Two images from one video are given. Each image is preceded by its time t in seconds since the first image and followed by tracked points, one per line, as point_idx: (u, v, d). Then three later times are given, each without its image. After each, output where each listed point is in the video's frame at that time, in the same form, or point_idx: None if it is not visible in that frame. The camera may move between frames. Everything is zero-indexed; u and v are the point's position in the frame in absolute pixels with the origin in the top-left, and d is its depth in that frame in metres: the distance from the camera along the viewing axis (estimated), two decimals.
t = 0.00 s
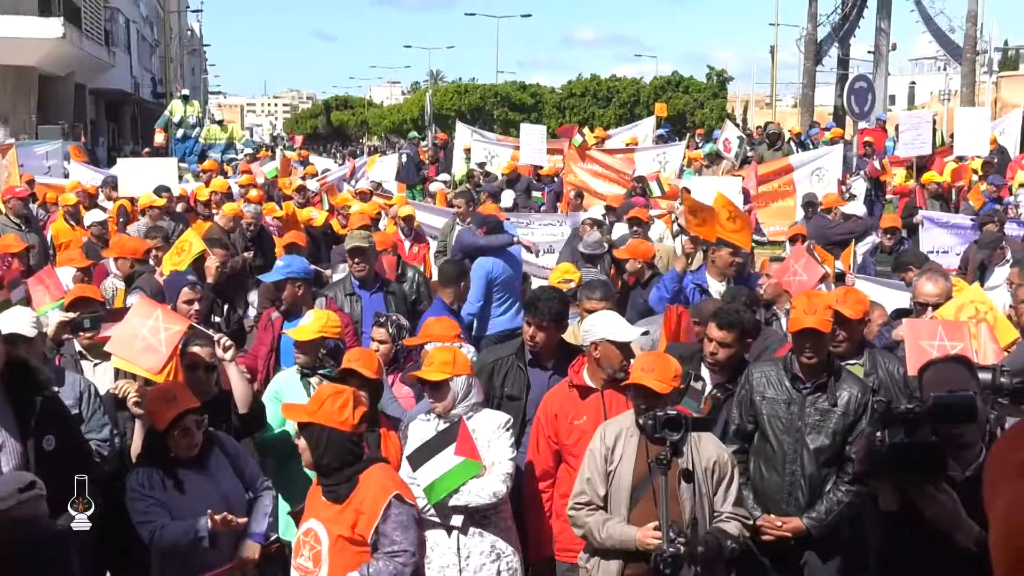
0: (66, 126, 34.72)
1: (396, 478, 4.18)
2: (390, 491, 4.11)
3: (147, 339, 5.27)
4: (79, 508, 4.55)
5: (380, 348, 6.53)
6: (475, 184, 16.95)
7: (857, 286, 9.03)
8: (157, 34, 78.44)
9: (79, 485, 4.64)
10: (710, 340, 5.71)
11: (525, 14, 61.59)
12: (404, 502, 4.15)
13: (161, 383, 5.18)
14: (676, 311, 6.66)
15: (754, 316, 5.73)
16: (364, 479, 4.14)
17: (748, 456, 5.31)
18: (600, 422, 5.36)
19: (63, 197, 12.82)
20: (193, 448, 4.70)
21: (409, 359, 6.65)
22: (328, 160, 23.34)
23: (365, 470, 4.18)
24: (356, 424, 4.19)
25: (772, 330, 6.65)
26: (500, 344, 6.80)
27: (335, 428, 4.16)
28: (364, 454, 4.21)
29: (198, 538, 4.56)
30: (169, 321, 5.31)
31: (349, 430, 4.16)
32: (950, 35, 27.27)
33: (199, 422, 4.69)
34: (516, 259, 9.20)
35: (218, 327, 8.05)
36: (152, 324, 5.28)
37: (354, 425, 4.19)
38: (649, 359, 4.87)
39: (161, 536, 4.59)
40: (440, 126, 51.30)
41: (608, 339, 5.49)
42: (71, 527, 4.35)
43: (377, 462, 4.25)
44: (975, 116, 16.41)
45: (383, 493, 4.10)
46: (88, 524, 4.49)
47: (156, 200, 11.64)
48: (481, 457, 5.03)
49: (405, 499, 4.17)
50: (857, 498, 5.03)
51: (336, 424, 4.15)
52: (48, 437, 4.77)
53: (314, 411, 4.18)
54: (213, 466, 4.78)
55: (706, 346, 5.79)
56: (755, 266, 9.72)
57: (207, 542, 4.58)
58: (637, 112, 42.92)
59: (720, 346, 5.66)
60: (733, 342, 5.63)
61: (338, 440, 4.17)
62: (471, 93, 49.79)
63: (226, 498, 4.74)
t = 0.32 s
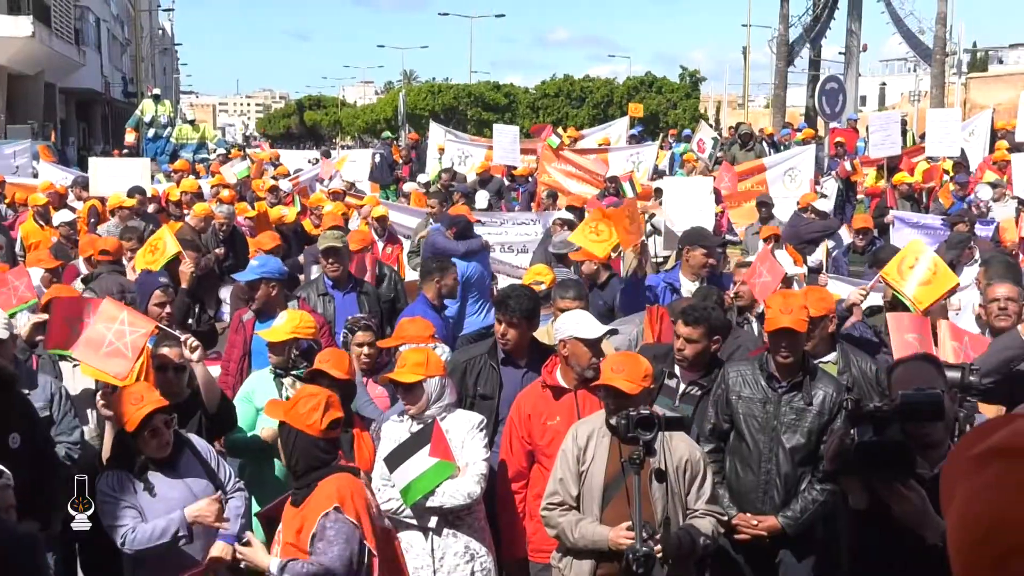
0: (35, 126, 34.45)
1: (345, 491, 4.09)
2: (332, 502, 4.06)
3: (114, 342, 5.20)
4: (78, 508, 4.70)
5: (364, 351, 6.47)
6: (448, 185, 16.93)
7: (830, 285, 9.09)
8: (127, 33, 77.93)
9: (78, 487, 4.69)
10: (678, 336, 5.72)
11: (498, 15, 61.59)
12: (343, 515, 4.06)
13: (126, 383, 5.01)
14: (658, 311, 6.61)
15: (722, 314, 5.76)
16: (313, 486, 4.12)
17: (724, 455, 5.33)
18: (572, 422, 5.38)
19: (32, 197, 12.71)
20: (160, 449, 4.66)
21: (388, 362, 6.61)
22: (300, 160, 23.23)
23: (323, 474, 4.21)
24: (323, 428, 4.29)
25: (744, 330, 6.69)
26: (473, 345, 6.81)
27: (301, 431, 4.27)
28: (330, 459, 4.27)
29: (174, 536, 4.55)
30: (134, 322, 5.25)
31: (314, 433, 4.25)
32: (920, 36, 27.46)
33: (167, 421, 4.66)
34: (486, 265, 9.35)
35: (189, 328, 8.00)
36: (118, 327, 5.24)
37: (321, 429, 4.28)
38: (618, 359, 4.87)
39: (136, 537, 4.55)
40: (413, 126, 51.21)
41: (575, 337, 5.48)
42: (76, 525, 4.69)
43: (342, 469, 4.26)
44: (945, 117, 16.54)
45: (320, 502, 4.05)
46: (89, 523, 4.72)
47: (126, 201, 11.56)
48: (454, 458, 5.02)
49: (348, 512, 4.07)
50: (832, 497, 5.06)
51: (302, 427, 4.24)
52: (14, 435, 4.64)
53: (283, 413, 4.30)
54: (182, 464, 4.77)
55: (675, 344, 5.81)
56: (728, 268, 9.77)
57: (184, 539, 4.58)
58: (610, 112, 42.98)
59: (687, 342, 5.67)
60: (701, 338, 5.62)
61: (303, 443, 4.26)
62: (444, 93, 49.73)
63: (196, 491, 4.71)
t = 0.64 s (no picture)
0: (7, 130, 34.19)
1: (280, 487, 4.32)
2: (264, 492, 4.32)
3: (89, 351, 5.17)
4: (79, 508, 4.54)
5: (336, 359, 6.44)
6: (423, 188, 16.91)
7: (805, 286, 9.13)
8: (100, 37, 77.53)
9: (78, 486, 4.55)
10: (649, 334, 5.73)
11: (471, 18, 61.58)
12: (269, 507, 4.28)
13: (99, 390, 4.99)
14: (626, 312, 6.79)
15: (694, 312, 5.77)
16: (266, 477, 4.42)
17: (700, 456, 5.35)
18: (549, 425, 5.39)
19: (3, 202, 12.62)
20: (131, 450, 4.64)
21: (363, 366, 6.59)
22: (275, 163, 23.14)
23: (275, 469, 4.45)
24: (289, 426, 4.51)
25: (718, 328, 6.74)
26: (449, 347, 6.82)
27: (267, 426, 4.52)
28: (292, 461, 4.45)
29: (134, 538, 4.53)
30: (108, 331, 5.23)
31: (277, 429, 4.48)
32: (891, 39, 27.65)
33: (145, 421, 4.66)
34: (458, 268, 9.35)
35: (162, 333, 7.96)
36: (92, 336, 5.21)
37: (286, 426, 4.51)
38: (593, 360, 4.88)
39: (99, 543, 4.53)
40: (388, 130, 51.12)
41: (549, 340, 5.47)
42: (75, 527, 4.56)
43: (298, 467, 4.45)
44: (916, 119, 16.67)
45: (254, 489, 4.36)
46: (88, 524, 4.56)
47: (99, 205, 11.50)
48: (431, 463, 5.01)
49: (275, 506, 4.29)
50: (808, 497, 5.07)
51: (266, 422, 4.51)
52: None
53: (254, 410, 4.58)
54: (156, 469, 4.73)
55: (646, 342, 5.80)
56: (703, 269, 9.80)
57: (144, 540, 4.55)
58: (586, 115, 43.05)
59: (658, 339, 5.68)
60: (670, 335, 5.64)
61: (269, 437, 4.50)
62: (419, 96, 49.67)
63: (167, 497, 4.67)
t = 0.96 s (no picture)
0: None
1: (208, 469, 4.41)
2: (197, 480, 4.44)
3: (59, 358, 5.19)
4: (80, 507, 4.71)
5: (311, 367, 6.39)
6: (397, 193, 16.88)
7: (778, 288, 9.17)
8: (70, 43, 76.92)
9: (78, 484, 4.71)
10: (623, 338, 5.70)
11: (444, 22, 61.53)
12: (200, 491, 4.39)
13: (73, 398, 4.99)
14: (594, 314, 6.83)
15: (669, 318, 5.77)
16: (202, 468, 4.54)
17: (676, 458, 5.37)
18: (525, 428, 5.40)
19: None
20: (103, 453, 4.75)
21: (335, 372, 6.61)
22: (248, 168, 23.03)
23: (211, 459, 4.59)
24: (228, 423, 4.72)
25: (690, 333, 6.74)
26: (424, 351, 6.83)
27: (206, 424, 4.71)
28: (234, 452, 4.63)
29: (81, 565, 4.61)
30: (78, 339, 5.28)
31: (217, 427, 4.68)
32: (862, 41, 27.81)
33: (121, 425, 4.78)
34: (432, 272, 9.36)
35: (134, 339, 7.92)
36: (62, 344, 5.25)
37: (225, 423, 4.72)
38: (568, 363, 4.89)
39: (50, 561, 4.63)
40: (362, 134, 50.98)
41: (525, 344, 5.46)
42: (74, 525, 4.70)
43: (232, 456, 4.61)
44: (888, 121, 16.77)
45: (190, 478, 4.48)
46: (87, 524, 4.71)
47: (70, 211, 11.43)
48: (409, 468, 5.01)
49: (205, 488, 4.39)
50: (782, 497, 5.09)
51: (206, 418, 4.69)
52: None
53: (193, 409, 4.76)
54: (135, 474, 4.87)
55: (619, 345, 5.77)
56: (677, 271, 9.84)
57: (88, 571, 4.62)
58: (560, 118, 43.15)
59: (633, 344, 5.66)
60: (647, 341, 5.63)
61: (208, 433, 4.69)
62: (393, 100, 49.57)
63: (137, 505, 4.78)
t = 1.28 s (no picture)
0: None
1: (171, 464, 4.47)
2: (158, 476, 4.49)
3: (28, 348, 5.27)
4: (79, 507, 4.76)
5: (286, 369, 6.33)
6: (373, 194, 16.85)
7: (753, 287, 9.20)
8: (43, 44, 76.36)
9: (78, 485, 4.77)
10: (606, 345, 5.75)
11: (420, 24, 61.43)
12: (162, 486, 4.45)
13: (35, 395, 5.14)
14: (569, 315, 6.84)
15: (649, 322, 5.79)
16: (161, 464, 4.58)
17: (650, 458, 5.39)
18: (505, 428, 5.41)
19: None
20: (92, 455, 4.83)
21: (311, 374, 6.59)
22: (224, 170, 22.95)
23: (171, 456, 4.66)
24: (188, 425, 4.85)
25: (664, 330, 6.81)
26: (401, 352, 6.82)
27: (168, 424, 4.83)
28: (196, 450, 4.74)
29: None
30: (53, 333, 5.33)
31: (178, 427, 4.81)
32: (837, 42, 27.92)
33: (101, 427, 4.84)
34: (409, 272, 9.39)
35: (108, 341, 7.88)
36: (36, 333, 5.31)
37: (185, 425, 4.85)
38: (544, 362, 4.90)
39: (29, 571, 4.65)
40: (339, 135, 50.84)
41: (498, 345, 5.48)
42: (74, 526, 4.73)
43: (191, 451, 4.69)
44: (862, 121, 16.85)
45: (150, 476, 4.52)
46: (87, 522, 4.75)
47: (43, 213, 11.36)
48: (390, 469, 5.00)
49: (167, 483, 4.44)
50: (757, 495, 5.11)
51: (167, 420, 4.82)
52: None
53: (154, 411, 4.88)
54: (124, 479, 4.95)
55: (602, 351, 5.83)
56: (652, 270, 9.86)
57: None
58: (537, 118, 43.15)
59: (616, 350, 5.70)
60: (629, 347, 5.68)
61: (168, 435, 4.81)
62: (370, 101, 49.45)
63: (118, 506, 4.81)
